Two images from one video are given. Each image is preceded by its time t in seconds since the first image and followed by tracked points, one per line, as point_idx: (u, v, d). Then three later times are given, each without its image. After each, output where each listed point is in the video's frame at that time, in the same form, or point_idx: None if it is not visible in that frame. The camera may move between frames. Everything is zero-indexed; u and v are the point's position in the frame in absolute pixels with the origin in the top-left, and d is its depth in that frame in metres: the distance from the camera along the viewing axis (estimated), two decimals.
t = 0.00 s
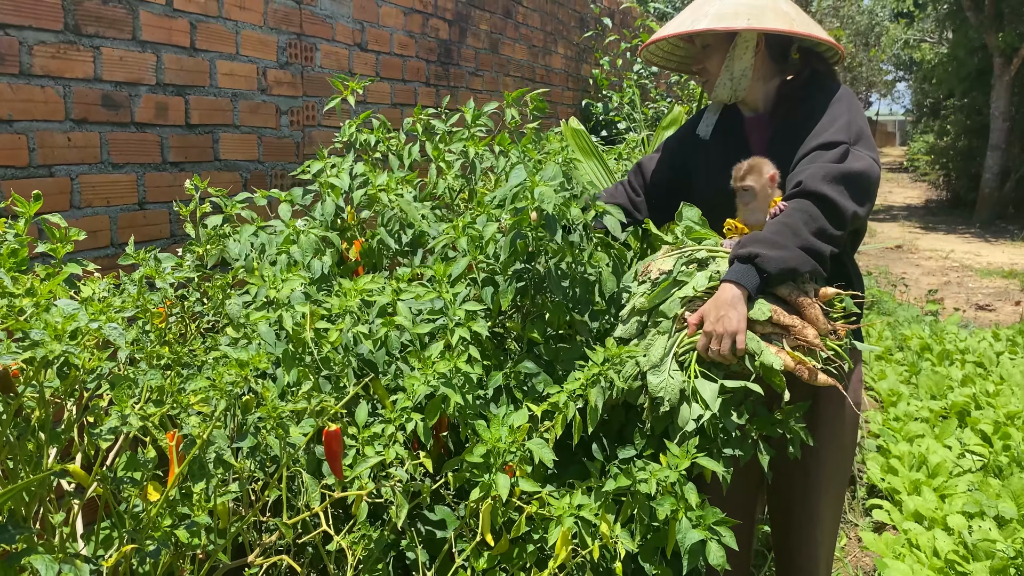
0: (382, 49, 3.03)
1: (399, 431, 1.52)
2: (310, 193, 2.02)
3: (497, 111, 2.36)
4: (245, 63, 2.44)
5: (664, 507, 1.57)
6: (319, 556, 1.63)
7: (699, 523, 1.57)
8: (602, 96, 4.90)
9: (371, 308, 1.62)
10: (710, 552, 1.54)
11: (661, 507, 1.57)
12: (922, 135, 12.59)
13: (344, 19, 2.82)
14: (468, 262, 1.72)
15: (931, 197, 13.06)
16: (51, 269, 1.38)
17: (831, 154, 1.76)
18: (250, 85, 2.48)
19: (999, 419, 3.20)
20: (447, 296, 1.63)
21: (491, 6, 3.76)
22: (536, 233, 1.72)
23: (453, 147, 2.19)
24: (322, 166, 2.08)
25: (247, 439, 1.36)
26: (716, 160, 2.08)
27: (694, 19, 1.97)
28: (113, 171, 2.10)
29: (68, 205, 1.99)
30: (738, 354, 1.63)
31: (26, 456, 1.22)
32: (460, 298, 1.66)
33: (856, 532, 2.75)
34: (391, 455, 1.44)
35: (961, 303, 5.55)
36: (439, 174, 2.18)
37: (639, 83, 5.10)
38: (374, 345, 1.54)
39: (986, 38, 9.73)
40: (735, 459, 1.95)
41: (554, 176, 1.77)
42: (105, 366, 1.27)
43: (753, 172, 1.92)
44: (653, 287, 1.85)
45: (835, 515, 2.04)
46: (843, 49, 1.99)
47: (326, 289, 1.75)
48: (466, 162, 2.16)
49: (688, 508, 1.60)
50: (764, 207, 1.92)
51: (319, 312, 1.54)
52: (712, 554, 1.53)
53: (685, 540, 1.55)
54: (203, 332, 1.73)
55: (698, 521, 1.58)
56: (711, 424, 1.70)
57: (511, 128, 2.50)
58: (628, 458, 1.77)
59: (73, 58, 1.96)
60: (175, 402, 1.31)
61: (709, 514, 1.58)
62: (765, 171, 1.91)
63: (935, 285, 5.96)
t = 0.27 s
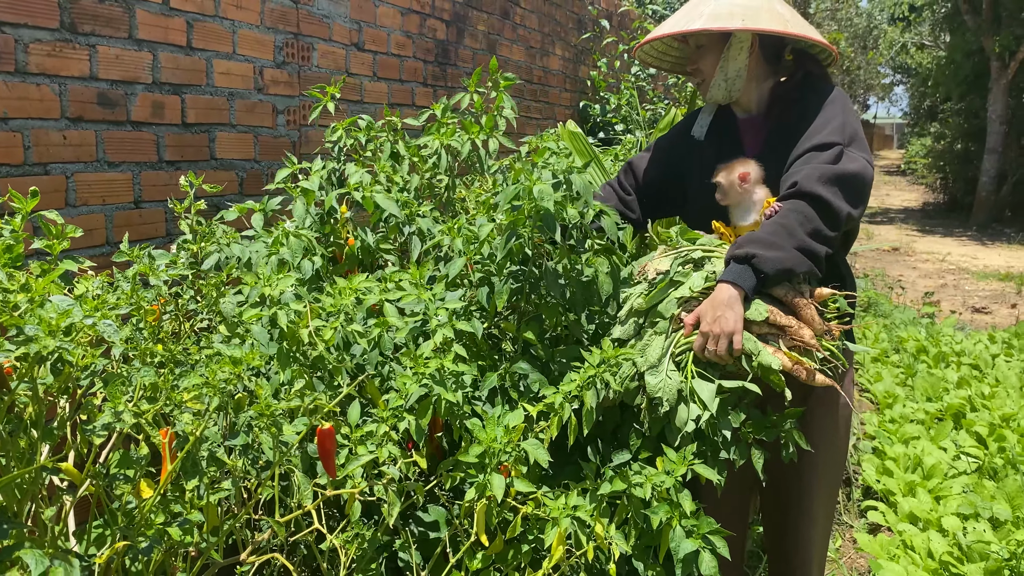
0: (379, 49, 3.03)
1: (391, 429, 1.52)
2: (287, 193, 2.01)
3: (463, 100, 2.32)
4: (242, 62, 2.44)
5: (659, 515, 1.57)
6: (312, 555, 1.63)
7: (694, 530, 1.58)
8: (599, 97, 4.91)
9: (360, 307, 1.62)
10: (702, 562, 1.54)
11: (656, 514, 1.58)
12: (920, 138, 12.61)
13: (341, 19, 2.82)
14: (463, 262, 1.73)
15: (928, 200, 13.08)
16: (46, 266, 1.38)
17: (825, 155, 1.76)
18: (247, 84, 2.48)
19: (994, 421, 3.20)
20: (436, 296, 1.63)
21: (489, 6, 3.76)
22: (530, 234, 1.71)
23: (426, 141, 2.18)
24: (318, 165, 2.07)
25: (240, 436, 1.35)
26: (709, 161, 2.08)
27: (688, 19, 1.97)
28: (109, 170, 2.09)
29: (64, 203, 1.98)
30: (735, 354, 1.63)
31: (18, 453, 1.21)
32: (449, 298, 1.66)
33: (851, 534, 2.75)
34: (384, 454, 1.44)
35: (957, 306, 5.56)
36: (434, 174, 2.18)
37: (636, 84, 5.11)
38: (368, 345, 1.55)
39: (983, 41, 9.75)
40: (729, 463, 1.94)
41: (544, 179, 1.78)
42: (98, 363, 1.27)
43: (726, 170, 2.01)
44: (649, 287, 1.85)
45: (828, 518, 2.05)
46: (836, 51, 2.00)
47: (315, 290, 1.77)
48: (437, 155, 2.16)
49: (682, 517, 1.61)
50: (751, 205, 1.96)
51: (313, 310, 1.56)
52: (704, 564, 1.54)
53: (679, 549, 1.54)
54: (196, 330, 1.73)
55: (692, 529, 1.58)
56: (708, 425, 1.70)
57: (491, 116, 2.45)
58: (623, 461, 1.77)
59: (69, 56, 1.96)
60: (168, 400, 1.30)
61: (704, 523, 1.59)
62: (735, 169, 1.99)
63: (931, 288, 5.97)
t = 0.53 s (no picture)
0: (376, 50, 3.03)
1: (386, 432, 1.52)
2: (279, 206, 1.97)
3: (460, 102, 2.32)
4: (237, 63, 2.44)
5: (653, 508, 1.56)
6: (305, 557, 1.63)
7: (689, 522, 1.57)
8: (596, 100, 4.92)
9: (354, 309, 1.61)
10: (700, 551, 1.53)
11: (650, 508, 1.56)
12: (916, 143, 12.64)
13: (337, 20, 2.82)
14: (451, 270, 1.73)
15: (924, 204, 13.11)
16: (37, 266, 1.37)
17: (815, 158, 1.76)
18: (242, 85, 2.47)
19: (989, 424, 3.21)
20: (432, 297, 1.62)
21: (486, 8, 3.76)
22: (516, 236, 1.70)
23: (421, 144, 2.17)
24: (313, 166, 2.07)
25: (233, 438, 1.35)
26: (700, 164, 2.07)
27: (680, 22, 1.97)
28: (103, 170, 2.08)
29: (58, 203, 1.98)
30: (721, 355, 1.63)
31: (8, 454, 1.20)
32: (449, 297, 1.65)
33: (847, 537, 2.75)
34: (377, 456, 1.43)
35: (953, 309, 5.57)
36: (430, 175, 2.18)
37: (633, 88, 5.11)
38: (361, 346, 1.53)
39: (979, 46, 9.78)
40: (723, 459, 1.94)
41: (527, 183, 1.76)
42: (90, 363, 1.26)
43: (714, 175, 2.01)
44: (638, 289, 1.86)
45: (824, 523, 2.05)
46: (827, 55, 2.00)
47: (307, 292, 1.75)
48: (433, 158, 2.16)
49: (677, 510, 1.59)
50: (740, 207, 1.96)
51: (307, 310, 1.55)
52: (701, 554, 1.52)
53: (674, 540, 1.54)
54: (190, 331, 1.72)
55: (687, 521, 1.57)
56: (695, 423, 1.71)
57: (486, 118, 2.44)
58: (616, 459, 1.77)
59: (64, 56, 1.95)
60: (160, 400, 1.30)
61: (698, 514, 1.57)
62: (723, 174, 1.99)
63: (927, 292, 5.98)
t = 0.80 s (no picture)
0: (373, 54, 3.03)
1: (380, 436, 1.51)
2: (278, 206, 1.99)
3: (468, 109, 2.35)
4: (234, 66, 2.44)
5: (649, 522, 1.57)
6: (301, 562, 1.62)
7: (685, 535, 1.57)
8: (592, 104, 4.92)
9: (341, 313, 1.61)
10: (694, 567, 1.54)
11: (648, 520, 1.57)
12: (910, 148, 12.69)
13: (335, 24, 2.82)
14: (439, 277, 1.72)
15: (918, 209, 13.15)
16: (33, 269, 1.36)
17: (809, 163, 1.76)
18: (239, 88, 2.47)
19: (984, 429, 3.22)
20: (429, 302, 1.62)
21: (482, 13, 3.77)
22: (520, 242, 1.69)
23: (425, 148, 2.19)
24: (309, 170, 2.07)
25: (230, 442, 1.33)
26: (693, 169, 2.07)
27: (670, 28, 1.98)
28: (99, 173, 2.08)
29: (54, 206, 1.97)
30: (718, 362, 1.63)
31: (4, 458, 1.20)
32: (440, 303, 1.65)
33: (842, 542, 2.75)
34: (371, 460, 1.43)
35: (948, 314, 5.58)
36: (427, 179, 2.18)
37: (629, 92, 5.12)
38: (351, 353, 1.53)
39: (974, 52, 9.83)
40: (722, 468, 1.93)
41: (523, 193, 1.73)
42: (86, 367, 1.25)
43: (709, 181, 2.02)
44: (635, 296, 1.84)
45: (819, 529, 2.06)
46: (819, 61, 2.01)
47: (297, 297, 1.75)
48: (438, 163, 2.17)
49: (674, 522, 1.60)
50: (736, 213, 1.96)
51: (292, 317, 1.54)
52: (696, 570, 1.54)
53: (671, 555, 1.55)
54: (186, 335, 1.71)
55: (683, 535, 1.58)
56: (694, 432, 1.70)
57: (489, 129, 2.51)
58: (613, 466, 1.76)
59: (61, 58, 1.95)
60: (156, 404, 1.29)
61: (695, 528, 1.58)
62: (718, 180, 1.99)
63: (922, 297, 6.00)
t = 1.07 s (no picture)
0: (370, 59, 3.03)
1: (377, 441, 1.51)
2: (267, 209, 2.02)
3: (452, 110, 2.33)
4: (231, 70, 2.43)
5: (645, 526, 1.56)
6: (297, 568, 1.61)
7: (681, 541, 1.57)
8: (588, 110, 4.93)
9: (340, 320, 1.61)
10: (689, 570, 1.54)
11: (643, 525, 1.56)
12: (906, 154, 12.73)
13: (332, 28, 2.82)
14: (438, 282, 1.72)
15: (914, 216, 13.19)
16: (31, 273, 1.35)
17: (804, 170, 1.77)
18: (236, 92, 2.46)
19: (980, 436, 3.22)
20: (427, 307, 1.62)
21: (480, 18, 3.77)
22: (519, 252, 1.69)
23: (413, 154, 2.20)
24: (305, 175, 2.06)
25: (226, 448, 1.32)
26: (689, 176, 2.07)
27: (664, 35, 1.99)
28: (95, 177, 2.07)
29: (50, 210, 1.97)
30: (715, 369, 1.63)
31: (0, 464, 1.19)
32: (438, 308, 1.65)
33: (839, 548, 2.74)
34: (369, 466, 1.43)
35: (943, 320, 5.60)
36: (423, 184, 2.18)
37: (625, 98, 5.13)
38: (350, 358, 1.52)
39: (969, 59, 9.87)
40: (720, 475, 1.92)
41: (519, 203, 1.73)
42: (83, 372, 1.24)
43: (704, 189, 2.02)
44: (631, 303, 1.85)
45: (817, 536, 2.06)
46: (815, 67, 2.01)
47: (296, 303, 1.74)
48: (426, 169, 2.17)
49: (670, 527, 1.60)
50: (731, 220, 1.96)
51: (290, 323, 1.53)
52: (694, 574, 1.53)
53: (666, 558, 1.54)
54: (183, 340, 1.71)
55: (679, 540, 1.58)
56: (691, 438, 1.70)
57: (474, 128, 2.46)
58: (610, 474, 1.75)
59: (58, 62, 1.94)
60: (154, 410, 1.29)
61: (690, 532, 1.58)
62: (712, 187, 1.99)
63: (917, 303, 6.01)
